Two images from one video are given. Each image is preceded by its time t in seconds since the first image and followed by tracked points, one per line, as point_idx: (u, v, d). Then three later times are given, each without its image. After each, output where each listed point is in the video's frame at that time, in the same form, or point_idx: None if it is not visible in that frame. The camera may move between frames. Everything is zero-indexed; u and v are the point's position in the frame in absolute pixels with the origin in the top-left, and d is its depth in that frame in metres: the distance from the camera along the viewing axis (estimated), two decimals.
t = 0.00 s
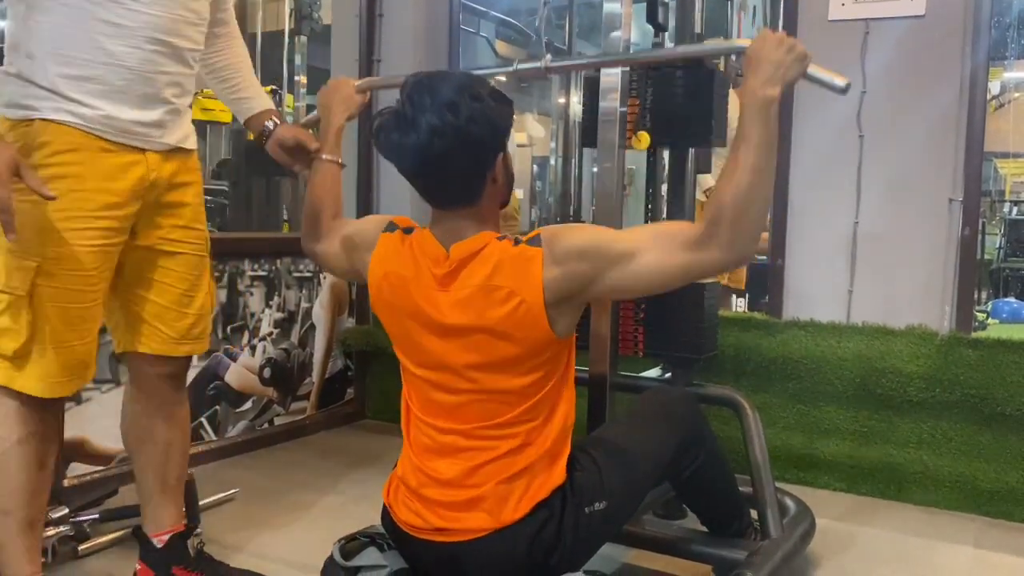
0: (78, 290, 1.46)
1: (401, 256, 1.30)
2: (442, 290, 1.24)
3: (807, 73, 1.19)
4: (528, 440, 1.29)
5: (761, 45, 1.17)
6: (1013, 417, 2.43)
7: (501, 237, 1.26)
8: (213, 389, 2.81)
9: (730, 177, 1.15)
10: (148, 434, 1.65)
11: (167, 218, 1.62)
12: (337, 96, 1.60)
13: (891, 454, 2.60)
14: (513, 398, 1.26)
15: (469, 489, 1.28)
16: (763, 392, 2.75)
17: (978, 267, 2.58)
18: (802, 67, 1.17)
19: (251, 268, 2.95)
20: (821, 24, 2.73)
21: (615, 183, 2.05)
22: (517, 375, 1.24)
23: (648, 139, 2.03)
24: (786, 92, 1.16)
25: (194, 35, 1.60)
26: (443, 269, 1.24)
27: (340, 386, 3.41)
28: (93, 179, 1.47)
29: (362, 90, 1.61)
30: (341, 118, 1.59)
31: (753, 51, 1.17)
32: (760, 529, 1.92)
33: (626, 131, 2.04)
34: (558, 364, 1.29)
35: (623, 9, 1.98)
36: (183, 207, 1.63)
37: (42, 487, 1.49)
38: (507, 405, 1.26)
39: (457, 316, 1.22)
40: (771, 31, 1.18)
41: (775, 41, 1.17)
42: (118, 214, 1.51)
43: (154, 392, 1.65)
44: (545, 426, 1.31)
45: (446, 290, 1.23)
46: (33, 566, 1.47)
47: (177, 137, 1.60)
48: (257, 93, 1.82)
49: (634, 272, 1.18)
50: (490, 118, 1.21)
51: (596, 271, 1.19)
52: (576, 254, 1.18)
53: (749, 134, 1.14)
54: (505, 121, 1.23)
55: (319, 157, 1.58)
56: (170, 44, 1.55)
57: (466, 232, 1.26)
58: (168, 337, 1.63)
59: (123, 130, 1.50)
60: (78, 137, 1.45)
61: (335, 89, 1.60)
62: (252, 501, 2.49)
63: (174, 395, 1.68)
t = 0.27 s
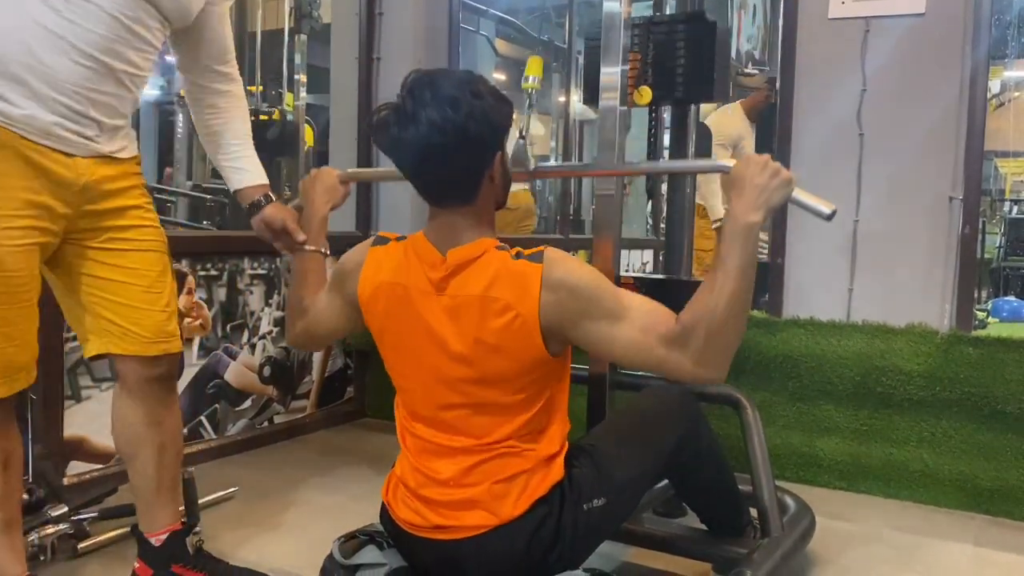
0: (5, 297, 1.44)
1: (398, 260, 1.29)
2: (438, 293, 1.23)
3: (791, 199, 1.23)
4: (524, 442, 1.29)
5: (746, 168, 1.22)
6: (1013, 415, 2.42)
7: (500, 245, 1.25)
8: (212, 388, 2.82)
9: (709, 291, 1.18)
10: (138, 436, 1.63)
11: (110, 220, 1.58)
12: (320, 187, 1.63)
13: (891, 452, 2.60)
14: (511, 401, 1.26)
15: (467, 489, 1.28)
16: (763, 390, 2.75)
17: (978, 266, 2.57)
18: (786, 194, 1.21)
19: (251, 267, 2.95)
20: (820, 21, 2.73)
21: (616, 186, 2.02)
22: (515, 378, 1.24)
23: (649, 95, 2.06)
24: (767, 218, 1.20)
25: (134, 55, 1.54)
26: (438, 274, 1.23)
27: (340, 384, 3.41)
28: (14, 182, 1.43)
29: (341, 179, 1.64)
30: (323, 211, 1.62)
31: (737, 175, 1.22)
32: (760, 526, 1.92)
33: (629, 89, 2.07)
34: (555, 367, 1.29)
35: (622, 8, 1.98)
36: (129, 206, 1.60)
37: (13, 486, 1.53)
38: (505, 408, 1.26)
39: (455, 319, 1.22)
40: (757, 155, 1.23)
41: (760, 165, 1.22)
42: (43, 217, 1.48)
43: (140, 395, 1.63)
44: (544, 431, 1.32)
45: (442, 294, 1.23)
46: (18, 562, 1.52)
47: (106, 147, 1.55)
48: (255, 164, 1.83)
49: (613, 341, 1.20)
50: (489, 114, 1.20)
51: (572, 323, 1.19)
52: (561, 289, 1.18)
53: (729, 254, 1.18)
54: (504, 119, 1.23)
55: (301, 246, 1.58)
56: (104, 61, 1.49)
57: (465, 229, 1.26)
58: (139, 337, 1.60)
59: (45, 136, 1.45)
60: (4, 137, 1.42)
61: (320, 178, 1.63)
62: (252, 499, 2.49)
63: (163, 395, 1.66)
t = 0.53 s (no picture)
0: None
1: (400, 264, 1.30)
2: (438, 296, 1.23)
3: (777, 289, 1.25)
4: (525, 444, 1.29)
5: (738, 256, 1.24)
6: (1014, 415, 2.43)
7: (503, 249, 1.26)
8: (213, 388, 2.82)
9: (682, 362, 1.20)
10: (131, 440, 1.64)
11: (83, 223, 1.58)
12: (310, 252, 1.56)
13: (892, 452, 2.60)
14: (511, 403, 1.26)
15: (468, 490, 1.28)
16: (764, 390, 2.75)
17: (978, 266, 2.58)
18: (773, 288, 1.24)
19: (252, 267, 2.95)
20: (820, 21, 2.73)
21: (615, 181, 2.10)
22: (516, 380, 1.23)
23: (652, 63, 2.02)
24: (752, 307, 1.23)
25: (103, 68, 1.51)
26: (438, 276, 1.24)
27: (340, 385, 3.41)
28: None
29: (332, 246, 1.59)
30: (313, 276, 1.55)
31: (728, 262, 1.24)
32: (761, 526, 1.92)
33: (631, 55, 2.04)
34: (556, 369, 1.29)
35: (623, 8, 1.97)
36: (103, 208, 1.59)
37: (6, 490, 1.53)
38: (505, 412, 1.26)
39: (455, 321, 1.22)
40: (749, 242, 1.25)
41: (751, 252, 1.24)
42: (9, 220, 1.47)
43: (133, 400, 1.63)
44: (546, 433, 1.32)
45: (442, 296, 1.23)
46: (14, 564, 1.52)
47: (72, 153, 1.53)
48: (248, 205, 1.81)
49: (586, 381, 1.19)
50: (491, 115, 1.20)
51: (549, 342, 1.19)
52: (559, 305, 1.17)
53: (709, 332, 1.20)
54: (506, 120, 1.23)
55: (296, 306, 1.53)
56: (69, 72, 1.46)
57: (466, 229, 1.26)
58: (121, 339, 1.59)
59: (8, 141, 1.44)
60: None
61: (309, 242, 1.57)
62: (252, 499, 2.49)
63: (155, 398, 1.66)
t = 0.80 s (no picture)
0: None
1: (398, 265, 1.30)
2: (437, 297, 1.23)
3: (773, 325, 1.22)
4: (524, 446, 1.29)
5: (736, 287, 1.22)
6: (1014, 415, 2.43)
7: (502, 248, 1.26)
8: (215, 388, 2.83)
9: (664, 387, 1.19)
10: (130, 439, 1.63)
11: (80, 222, 1.58)
12: (307, 266, 1.56)
13: (892, 452, 2.60)
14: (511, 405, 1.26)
15: (468, 491, 1.29)
16: (765, 390, 2.75)
17: (979, 266, 2.57)
18: (769, 320, 1.21)
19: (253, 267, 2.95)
20: (821, 21, 2.74)
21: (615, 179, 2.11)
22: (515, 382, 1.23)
23: (652, 52, 2.01)
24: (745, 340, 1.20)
25: (94, 62, 1.51)
26: (437, 278, 1.24)
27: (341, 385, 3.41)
28: None
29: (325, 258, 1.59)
30: (310, 288, 1.55)
31: (725, 293, 1.22)
32: (762, 527, 1.92)
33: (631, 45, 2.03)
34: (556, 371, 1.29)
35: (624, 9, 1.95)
36: (99, 207, 1.60)
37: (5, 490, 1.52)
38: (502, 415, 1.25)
39: (454, 322, 1.22)
40: (749, 276, 1.23)
41: (749, 286, 1.22)
42: (5, 219, 1.48)
43: (130, 399, 1.63)
44: (546, 435, 1.32)
45: (440, 297, 1.23)
46: (12, 563, 1.53)
47: (66, 150, 1.54)
48: (240, 202, 1.82)
49: (568, 390, 1.19)
50: (491, 115, 1.20)
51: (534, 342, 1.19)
52: (556, 313, 1.17)
53: (695, 361, 1.18)
54: (506, 120, 1.23)
55: (292, 318, 1.53)
56: (58, 66, 1.47)
57: (467, 229, 1.26)
58: (120, 338, 1.59)
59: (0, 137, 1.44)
60: None
61: (306, 256, 1.56)
62: (253, 499, 2.49)
63: (152, 397, 1.66)
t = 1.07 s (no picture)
0: None
1: (397, 265, 1.30)
2: (436, 299, 1.24)
3: (774, 298, 1.25)
4: (523, 448, 1.30)
5: (738, 263, 1.24)
6: (1014, 416, 2.43)
7: (500, 248, 1.26)
8: (216, 388, 2.83)
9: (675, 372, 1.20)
10: (131, 440, 1.65)
11: (91, 222, 1.57)
12: (310, 245, 1.58)
13: (892, 453, 2.60)
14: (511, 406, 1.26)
15: (467, 493, 1.29)
16: (765, 391, 2.75)
17: (979, 267, 2.58)
18: (772, 293, 1.24)
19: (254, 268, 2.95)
20: (821, 21, 2.74)
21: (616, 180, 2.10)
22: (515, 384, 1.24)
23: (653, 64, 2.08)
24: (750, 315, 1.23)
25: (106, 47, 1.52)
26: (436, 280, 1.24)
27: (342, 385, 3.42)
28: None
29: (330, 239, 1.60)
30: (313, 269, 1.56)
31: (727, 270, 1.25)
32: (762, 527, 1.93)
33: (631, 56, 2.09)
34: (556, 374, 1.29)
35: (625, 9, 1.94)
36: (110, 207, 1.59)
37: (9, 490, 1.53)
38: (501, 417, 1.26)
39: (453, 324, 1.22)
40: (748, 251, 1.25)
41: (750, 262, 1.24)
42: (22, 218, 1.46)
43: (132, 399, 1.64)
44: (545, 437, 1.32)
45: (439, 299, 1.23)
46: (16, 563, 1.53)
47: (84, 144, 1.53)
48: (240, 174, 1.82)
49: (581, 386, 1.20)
50: (488, 117, 1.20)
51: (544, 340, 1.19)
52: (555, 314, 1.17)
53: (703, 342, 1.20)
54: (503, 123, 1.23)
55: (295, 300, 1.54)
56: (73, 54, 1.47)
57: (466, 229, 1.26)
58: (124, 342, 1.60)
59: (19, 131, 1.43)
60: None
61: (308, 237, 1.59)
62: (254, 500, 2.49)
63: (154, 398, 1.67)
